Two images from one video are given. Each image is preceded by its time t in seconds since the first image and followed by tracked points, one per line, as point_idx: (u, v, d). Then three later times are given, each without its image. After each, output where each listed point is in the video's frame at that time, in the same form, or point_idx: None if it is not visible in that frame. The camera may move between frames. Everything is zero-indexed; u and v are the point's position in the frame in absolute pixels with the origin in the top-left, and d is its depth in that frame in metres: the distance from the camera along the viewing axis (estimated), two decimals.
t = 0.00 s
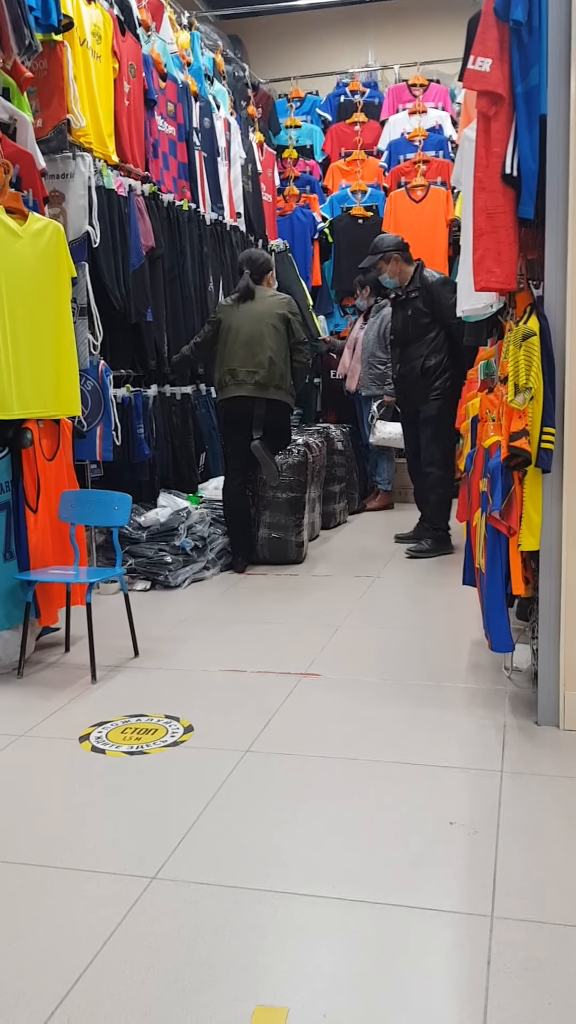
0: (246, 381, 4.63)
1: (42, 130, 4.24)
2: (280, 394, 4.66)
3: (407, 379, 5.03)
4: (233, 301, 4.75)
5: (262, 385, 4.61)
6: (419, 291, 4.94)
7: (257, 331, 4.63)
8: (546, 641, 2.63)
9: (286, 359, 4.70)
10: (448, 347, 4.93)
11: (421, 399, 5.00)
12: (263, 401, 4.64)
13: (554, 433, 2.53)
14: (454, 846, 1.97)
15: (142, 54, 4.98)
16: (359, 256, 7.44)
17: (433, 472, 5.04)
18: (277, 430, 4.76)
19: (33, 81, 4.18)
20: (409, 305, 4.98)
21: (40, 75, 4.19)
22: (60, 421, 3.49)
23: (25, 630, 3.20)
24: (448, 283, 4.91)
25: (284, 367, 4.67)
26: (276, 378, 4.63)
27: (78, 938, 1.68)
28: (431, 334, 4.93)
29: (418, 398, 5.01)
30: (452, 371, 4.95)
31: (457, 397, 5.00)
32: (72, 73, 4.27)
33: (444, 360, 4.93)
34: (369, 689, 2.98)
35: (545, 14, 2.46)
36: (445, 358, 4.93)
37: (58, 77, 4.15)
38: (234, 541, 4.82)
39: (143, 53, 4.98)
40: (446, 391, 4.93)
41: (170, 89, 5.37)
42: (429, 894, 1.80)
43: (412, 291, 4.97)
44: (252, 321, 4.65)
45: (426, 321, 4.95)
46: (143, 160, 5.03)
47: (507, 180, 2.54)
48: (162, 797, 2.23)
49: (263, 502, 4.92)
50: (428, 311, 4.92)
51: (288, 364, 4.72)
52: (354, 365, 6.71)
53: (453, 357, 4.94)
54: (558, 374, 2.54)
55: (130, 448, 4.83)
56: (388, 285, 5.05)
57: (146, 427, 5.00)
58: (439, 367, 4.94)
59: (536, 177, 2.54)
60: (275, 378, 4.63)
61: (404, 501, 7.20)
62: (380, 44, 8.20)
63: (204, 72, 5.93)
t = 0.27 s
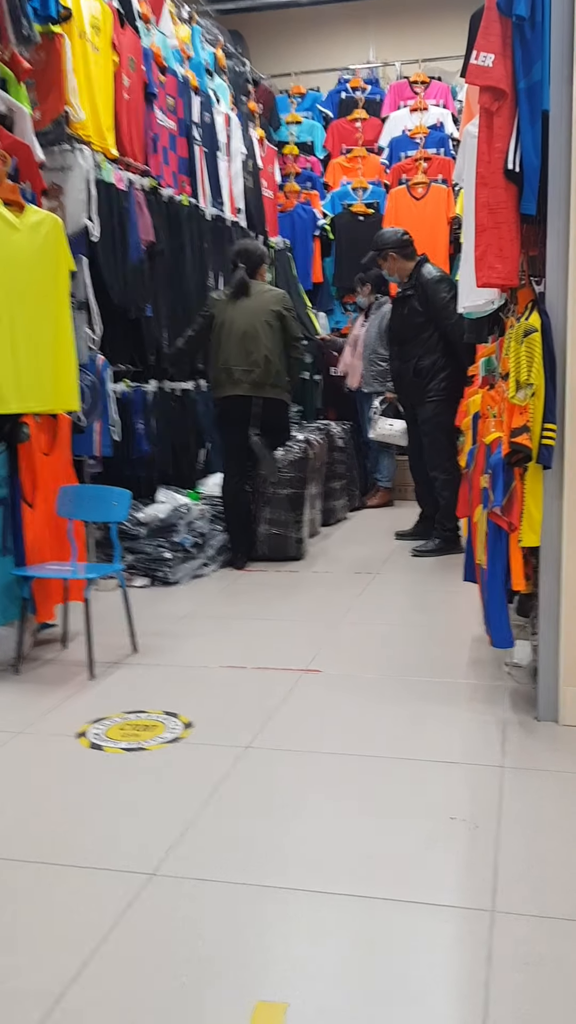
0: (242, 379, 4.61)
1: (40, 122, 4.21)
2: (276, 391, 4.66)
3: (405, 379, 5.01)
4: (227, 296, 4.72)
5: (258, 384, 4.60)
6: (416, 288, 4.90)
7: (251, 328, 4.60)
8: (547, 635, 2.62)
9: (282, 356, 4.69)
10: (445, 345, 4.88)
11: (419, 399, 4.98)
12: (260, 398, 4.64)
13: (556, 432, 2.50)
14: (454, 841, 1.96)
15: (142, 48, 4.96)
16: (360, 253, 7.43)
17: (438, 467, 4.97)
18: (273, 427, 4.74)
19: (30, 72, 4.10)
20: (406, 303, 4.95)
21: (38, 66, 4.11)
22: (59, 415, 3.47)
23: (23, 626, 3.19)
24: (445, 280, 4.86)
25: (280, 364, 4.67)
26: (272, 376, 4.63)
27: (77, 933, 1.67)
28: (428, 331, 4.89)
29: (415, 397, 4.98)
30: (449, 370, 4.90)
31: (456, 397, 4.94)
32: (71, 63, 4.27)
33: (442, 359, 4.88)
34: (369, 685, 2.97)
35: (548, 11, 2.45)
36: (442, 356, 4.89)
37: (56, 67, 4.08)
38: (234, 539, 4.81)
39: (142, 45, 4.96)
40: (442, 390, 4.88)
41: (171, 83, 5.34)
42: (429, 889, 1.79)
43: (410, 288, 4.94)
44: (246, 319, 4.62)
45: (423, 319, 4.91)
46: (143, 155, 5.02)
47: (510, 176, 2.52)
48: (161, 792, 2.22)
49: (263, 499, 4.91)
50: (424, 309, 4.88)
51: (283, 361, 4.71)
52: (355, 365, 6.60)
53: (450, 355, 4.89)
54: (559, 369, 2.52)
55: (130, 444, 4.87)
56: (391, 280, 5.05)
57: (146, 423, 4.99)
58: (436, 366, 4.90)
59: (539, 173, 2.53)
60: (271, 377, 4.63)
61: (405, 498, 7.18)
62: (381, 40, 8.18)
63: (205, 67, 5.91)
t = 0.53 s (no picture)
0: (238, 379, 4.63)
1: (41, 125, 4.21)
2: (272, 392, 4.66)
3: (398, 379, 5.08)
4: (220, 297, 4.71)
5: (254, 384, 4.63)
6: (410, 289, 4.90)
7: (246, 329, 4.60)
8: (546, 637, 2.61)
9: (277, 355, 4.68)
10: (437, 348, 4.88)
11: (412, 399, 5.04)
12: (256, 399, 4.65)
13: (555, 431, 2.51)
14: (452, 842, 1.96)
15: (143, 50, 4.96)
16: (361, 255, 7.43)
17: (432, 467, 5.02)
18: (270, 426, 4.76)
19: (32, 76, 4.15)
20: (401, 303, 4.96)
21: (40, 70, 4.16)
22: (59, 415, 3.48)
23: (22, 626, 3.20)
24: (438, 281, 4.83)
25: (276, 363, 4.66)
26: (268, 377, 4.63)
27: (73, 934, 1.67)
28: (419, 332, 4.91)
29: (408, 398, 5.04)
30: (441, 373, 4.91)
31: (449, 399, 4.96)
32: (72, 66, 4.27)
33: (433, 362, 4.91)
34: (368, 685, 2.97)
35: (548, 9, 2.45)
36: (434, 359, 4.90)
37: (58, 71, 4.12)
38: (233, 540, 4.84)
39: (143, 49, 4.97)
40: (433, 393, 4.92)
41: (171, 85, 5.36)
42: (427, 890, 1.79)
43: (405, 289, 4.94)
44: (240, 320, 4.62)
45: (416, 321, 4.92)
46: (143, 156, 5.01)
47: (509, 175, 2.52)
48: (159, 793, 2.22)
49: (261, 500, 4.90)
50: (417, 310, 4.88)
51: (279, 360, 4.71)
52: (354, 365, 6.69)
53: (442, 357, 4.89)
54: (558, 371, 2.52)
55: (129, 445, 4.83)
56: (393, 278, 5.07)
57: (145, 422, 4.97)
58: (427, 368, 4.93)
59: (538, 171, 2.52)
60: (267, 378, 4.63)
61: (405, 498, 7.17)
62: (382, 41, 8.18)
63: (205, 68, 5.91)
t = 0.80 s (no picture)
0: (231, 380, 4.62)
1: (34, 124, 4.20)
2: (266, 391, 4.66)
3: (384, 374, 5.12)
4: (215, 296, 4.71)
5: (247, 383, 4.62)
6: (402, 287, 4.91)
7: (240, 328, 4.61)
8: (537, 637, 2.62)
9: (270, 354, 4.68)
10: (422, 347, 4.89)
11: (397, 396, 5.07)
12: (250, 398, 4.65)
13: (546, 430, 2.51)
14: (443, 841, 1.97)
15: (137, 49, 4.95)
16: (355, 256, 7.44)
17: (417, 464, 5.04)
18: (262, 424, 4.78)
19: (25, 74, 4.16)
20: (393, 300, 4.98)
21: (33, 68, 4.16)
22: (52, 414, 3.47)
23: (15, 624, 3.19)
24: (429, 281, 4.83)
25: (269, 362, 4.66)
26: (262, 376, 4.64)
27: (64, 933, 1.67)
28: (407, 330, 4.93)
29: (393, 395, 5.07)
30: (425, 373, 4.92)
31: (433, 399, 4.97)
32: (65, 65, 4.27)
33: (418, 361, 4.92)
34: (360, 684, 2.97)
35: (539, 9, 2.46)
36: (420, 359, 4.92)
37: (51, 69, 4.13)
38: (226, 537, 4.82)
39: (137, 47, 4.94)
40: (416, 392, 4.94)
41: (164, 83, 5.35)
42: (417, 889, 1.79)
43: (398, 286, 4.95)
44: (234, 318, 4.63)
45: (406, 318, 4.94)
46: (137, 156, 5.01)
47: (500, 173, 2.53)
48: (150, 792, 2.22)
49: (254, 498, 4.89)
50: (407, 308, 4.90)
51: (272, 359, 4.71)
52: (349, 364, 6.67)
53: (428, 357, 4.90)
54: (549, 370, 2.54)
55: (122, 443, 4.82)
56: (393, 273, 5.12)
57: (138, 420, 4.97)
58: (411, 366, 4.95)
59: (530, 170, 2.53)
60: (260, 376, 4.63)
61: (399, 497, 7.18)
62: (376, 40, 8.19)
63: (198, 67, 5.91)
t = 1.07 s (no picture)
0: (229, 381, 4.62)
1: (30, 119, 4.20)
2: (263, 392, 4.66)
3: (380, 373, 5.12)
4: (215, 295, 4.69)
5: (244, 384, 4.61)
6: (400, 287, 4.90)
7: (238, 328, 4.60)
8: (531, 637, 2.62)
9: (267, 355, 4.67)
10: (417, 347, 4.88)
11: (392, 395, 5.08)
12: (247, 398, 4.64)
13: (542, 431, 2.51)
14: (437, 840, 1.96)
15: (134, 45, 4.93)
16: (351, 255, 7.39)
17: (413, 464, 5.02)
18: (260, 425, 4.77)
19: (21, 70, 4.15)
20: (392, 299, 4.98)
21: (30, 64, 4.15)
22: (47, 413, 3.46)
23: (9, 624, 3.18)
24: (427, 281, 4.81)
25: (266, 362, 4.65)
26: (259, 377, 4.63)
27: (56, 933, 1.66)
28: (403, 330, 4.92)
29: (387, 395, 5.07)
30: (419, 373, 4.91)
31: (427, 401, 4.97)
32: (61, 61, 4.25)
33: (413, 361, 4.92)
34: (355, 684, 2.97)
35: (537, 8, 2.45)
36: (414, 359, 4.91)
37: (46, 66, 4.11)
38: (222, 538, 4.83)
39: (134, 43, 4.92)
40: (410, 392, 4.94)
41: (161, 80, 5.34)
42: (411, 888, 1.78)
43: (397, 286, 4.94)
44: (233, 318, 4.62)
45: (403, 318, 4.93)
46: (134, 153, 5.00)
47: (498, 173, 2.52)
48: (145, 792, 2.21)
49: (250, 498, 4.88)
50: (404, 308, 4.89)
51: (269, 360, 4.70)
52: (348, 365, 6.58)
53: (422, 358, 4.89)
54: (545, 371, 2.53)
55: (118, 442, 4.81)
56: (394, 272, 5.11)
57: (134, 420, 4.95)
58: (405, 366, 4.95)
59: (527, 170, 2.53)
60: (258, 377, 4.62)
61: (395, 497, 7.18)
62: (374, 40, 8.18)
63: (196, 65, 5.89)
